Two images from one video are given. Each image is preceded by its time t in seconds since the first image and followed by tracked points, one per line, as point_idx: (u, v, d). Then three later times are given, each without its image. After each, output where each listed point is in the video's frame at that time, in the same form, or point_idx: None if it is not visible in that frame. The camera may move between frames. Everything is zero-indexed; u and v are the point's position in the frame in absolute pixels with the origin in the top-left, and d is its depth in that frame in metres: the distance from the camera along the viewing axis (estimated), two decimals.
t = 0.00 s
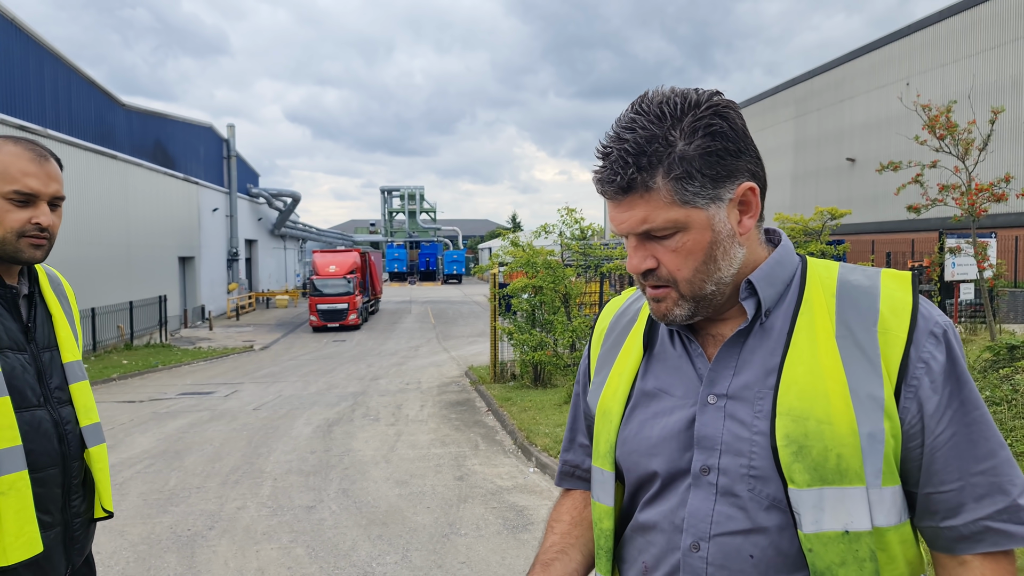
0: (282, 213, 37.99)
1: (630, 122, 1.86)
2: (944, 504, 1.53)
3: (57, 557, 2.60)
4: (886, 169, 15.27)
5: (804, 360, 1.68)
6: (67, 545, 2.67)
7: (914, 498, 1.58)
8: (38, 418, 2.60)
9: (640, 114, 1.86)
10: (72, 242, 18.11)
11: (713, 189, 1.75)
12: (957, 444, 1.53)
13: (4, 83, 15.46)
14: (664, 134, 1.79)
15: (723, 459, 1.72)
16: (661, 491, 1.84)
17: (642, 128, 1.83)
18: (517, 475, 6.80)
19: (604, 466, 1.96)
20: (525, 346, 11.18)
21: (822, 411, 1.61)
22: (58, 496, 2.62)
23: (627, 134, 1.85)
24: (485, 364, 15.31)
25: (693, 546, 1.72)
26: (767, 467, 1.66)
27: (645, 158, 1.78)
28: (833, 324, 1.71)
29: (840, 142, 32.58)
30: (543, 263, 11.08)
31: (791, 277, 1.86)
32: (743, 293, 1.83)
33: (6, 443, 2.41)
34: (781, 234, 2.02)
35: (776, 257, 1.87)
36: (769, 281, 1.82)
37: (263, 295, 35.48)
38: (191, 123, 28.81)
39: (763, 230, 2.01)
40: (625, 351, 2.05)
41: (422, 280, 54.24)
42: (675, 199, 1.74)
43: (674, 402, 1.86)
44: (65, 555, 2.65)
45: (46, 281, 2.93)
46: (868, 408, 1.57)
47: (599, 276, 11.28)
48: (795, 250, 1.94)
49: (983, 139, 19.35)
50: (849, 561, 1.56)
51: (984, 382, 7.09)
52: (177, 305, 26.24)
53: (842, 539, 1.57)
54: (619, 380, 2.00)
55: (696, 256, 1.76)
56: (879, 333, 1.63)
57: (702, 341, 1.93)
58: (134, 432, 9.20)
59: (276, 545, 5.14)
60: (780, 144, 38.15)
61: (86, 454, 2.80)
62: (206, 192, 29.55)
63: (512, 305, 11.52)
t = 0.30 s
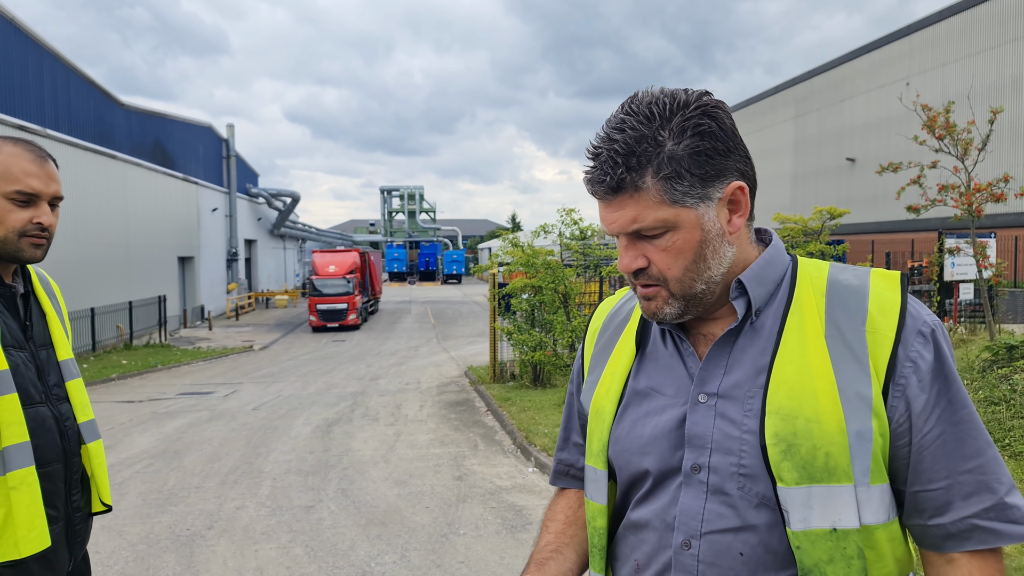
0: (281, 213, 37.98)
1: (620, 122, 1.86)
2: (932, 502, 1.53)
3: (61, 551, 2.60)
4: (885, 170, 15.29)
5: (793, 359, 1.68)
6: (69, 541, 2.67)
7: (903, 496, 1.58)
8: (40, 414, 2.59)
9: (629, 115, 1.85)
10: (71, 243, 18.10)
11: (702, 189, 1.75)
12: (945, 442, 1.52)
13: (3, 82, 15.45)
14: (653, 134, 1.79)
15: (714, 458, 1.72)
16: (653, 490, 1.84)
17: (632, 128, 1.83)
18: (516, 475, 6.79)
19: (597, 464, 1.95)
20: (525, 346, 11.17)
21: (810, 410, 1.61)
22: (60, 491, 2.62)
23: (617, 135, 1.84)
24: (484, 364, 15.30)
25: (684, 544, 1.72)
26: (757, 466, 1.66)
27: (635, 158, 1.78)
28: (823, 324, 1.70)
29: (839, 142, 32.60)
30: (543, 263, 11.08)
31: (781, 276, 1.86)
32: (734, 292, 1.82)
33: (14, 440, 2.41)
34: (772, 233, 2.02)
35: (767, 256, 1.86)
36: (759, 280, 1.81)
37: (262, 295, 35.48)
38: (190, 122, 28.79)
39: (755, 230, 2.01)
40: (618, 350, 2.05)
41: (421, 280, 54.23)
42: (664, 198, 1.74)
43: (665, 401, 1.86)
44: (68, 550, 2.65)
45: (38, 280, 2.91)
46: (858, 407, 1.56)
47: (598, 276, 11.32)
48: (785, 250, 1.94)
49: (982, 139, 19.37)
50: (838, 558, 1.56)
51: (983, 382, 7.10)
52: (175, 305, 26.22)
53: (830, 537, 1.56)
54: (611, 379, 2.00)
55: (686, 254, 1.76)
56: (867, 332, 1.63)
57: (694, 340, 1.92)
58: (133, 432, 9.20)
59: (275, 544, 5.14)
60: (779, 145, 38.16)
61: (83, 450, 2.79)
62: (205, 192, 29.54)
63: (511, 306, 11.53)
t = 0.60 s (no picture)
0: (281, 212, 37.97)
1: (614, 124, 1.86)
2: (926, 502, 1.53)
3: (50, 552, 2.60)
4: (884, 170, 15.27)
5: (789, 359, 1.68)
6: (58, 541, 2.67)
7: (898, 496, 1.58)
8: (30, 414, 2.59)
9: (624, 116, 1.85)
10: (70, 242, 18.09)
11: (697, 189, 1.75)
12: (939, 443, 1.53)
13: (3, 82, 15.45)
14: (648, 135, 1.79)
15: (709, 458, 1.72)
16: (649, 490, 1.84)
17: (626, 130, 1.83)
18: (515, 475, 6.80)
19: (593, 465, 1.95)
20: (523, 346, 11.15)
21: (805, 409, 1.61)
22: (49, 491, 2.62)
23: (611, 136, 1.84)
24: (483, 364, 15.29)
25: (679, 544, 1.72)
26: (752, 465, 1.66)
27: (629, 159, 1.78)
28: (818, 324, 1.70)
29: (838, 141, 32.61)
30: (542, 262, 11.08)
31: (776, 277, 1.86)
32: (729, 293, 1.82)
33: (6, 439, 2.42)
34: (767, 234, 2.02)
35: (762, 257, 1.86)
36: (754, 281, 1.82)
37: (262, 295, 35.48)
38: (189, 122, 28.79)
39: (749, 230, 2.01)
40: (614, 350, 2.05)
41: (421, 279, 54.21)
42: (659, 199, 1.74)
43: (661, 401, 1.86)
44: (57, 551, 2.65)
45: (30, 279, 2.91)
46: (852, 407, 1.57)
47: (597, 276, 11.34)
48: (781, 250, 1.93)
49: (982, 140, 19.38)
50: (832, 558, 1.56)
51: (981, 381, 7.12)
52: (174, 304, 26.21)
53: (825, 536, 1.57)
54: (607, 380, 2.00)
55: (682, 255, 1.76)
56: (861, 333, 1.63)
57: (689, 341, 1.92)
58: (132, 431, 9.19)
59: (274, 544, 5.13)
60: (778, 144, 38.18)
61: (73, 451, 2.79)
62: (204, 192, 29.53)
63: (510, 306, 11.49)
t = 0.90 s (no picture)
0: (280, 212, 37.96)
1: (616, 124, 1.86)
2: (929, 500, 1.53)
3: (21, 558, 2.61)
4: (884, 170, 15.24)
5: (792, 357, 1.68)
6: (32, 547, 2.68)
7: (901, 494, 1.58)
8: (10, 419, 2.59)
9: (626, 116, 1.85)
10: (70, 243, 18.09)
11: (700, 189, 1.75)
12: (942, 440, 1.52)
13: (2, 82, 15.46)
14: (650, 135, 1.79)
15: (712, 456, 1.71)
16: (652, 488, 1.83)
17: (629, 129, 1.82)
18: (515, 475, 6.80)
19: (595, 463, 1.95)
20: (523, 346, 11.14)
21: (809, 407, 1.60)
22: (25, 497, 2.62)
23: (613, 136, 1.84)
24: (483, 364, 15.29)
25: (683, 542, 1.72)
26: (755, 464, 1.66)
27: (632, 159, 1.78)
28: (821, 323, 1.70)
29: (838, 142, 32.63)
30: (541, 263, 11.09)
31: (779, 274, 1.85)
32: (732, 291, 1.81)
33: None
34: (770, 232, 2.01)
35: (765, 255, 1.86)
36: (757, 278, 1.81)
37: (261, 295, 35.47)
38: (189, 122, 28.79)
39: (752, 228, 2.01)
40: (616, 348, 2.05)
41: (420, 280, 54.19)
42: (663, 199, 1.74)
43: (663, 399, 1.86)
44: (30, 558, 2.66)
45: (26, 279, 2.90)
46: (856, 406, 1.56)
47: (597, 276, 11.38)
48: (784, 248, 1.93)
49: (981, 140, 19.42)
50: (836, 556, 1.56)
51: (981, 381, 7.12)
52: (174, 304, 26.20)
53: (829, 534, 1.56)
54: (609, 378, 2.00)
55: (686, 255, 1.76)
56: (866, 330, 1.63)
57: (692, 339, 1.92)
58: (132, 431, 9.18)
59: (274, 544, 5.13)
60: (778, 145, 38.19)
61: (58, 456, 2.79)
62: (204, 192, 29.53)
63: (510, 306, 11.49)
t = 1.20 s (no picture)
0: (280, 212, 37.95)
1: (621, 121, 1.85)
2: (934, 497, 1.53)
3: None
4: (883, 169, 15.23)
5: (795, 354, 1.67)
6: (10, 549, 2.68)
7: (904, 492, 1.58)
8: None
9: (631, 113, 1.85)
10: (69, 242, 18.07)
11: (706, 187, 1.74)
12: (946, 437, 1.52)
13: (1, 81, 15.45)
14: (657, 132, 1.78)
15: (715, 454, 1.71)
16: (653, 486, 1.83)
17: (635, 127, 1.82)
18: (515, 475, 6.79)
19: (595, 461, 1.95)
20: (523, 346, 11.13)
21: (813, 404, 1.60)
22: None
23: (619, 133, 1.83)
24: (482, 364, 15.27)
25: (685, 541, 1.71)
26: (759, 461, 1.65)
27: (638, 157, 1.77)
28: (825, 319, 1.70)
29: (837, 142, 32.65)
30: (541, 262, 11.06)
31: (783, 272, 1.85)
32: (736, 288, 1.81)
33: None
34: (773, 230, 2.01)
35: (768, 252, 1.85)
36: (761, 276, 1.81)
37: (261, 295, 35.46)
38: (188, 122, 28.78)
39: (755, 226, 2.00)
40: (617, 345, 2.04)
41: (420, 280, 54.16)
42: (669, 197, 1.73)
43: (665, 397, 1.85)
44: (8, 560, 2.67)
45: None
46: (860, 403, 1.56)
47: (596, 276, 11.39)
48: (786, 247, 1.93)
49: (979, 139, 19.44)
50: (839, 553, 1.56)
51: (981, 381, 7.11)
52: (173, 304, 26.18)
53: (832, 532, 1.56)
54: (610, 375, 1.99)
55: (692, 253, 1.75)
56: (870, 328, 1.62)
57: (693, 337, 1.92)
58: (131, 431, 9.16)
59: (273, 544, 5.12)
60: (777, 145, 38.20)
61: (36, 455, 2.79)
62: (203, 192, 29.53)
63: (509, 305, 11.48)
